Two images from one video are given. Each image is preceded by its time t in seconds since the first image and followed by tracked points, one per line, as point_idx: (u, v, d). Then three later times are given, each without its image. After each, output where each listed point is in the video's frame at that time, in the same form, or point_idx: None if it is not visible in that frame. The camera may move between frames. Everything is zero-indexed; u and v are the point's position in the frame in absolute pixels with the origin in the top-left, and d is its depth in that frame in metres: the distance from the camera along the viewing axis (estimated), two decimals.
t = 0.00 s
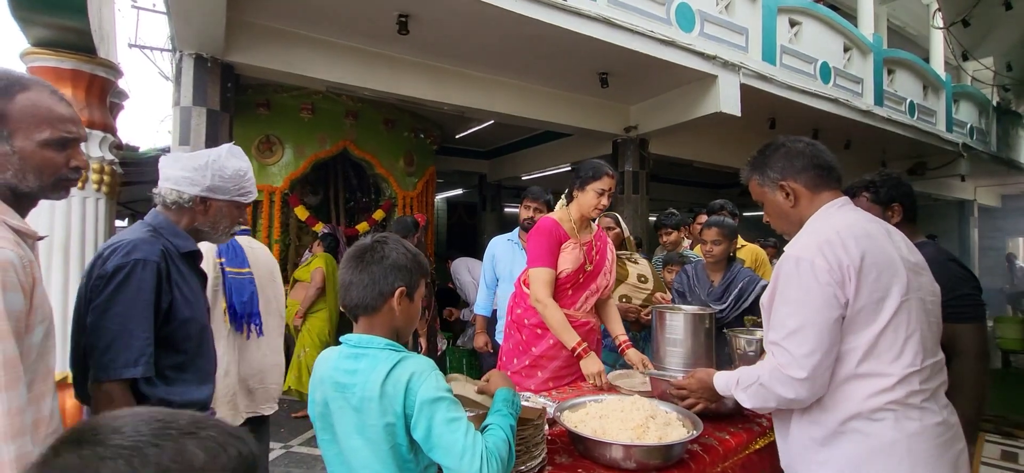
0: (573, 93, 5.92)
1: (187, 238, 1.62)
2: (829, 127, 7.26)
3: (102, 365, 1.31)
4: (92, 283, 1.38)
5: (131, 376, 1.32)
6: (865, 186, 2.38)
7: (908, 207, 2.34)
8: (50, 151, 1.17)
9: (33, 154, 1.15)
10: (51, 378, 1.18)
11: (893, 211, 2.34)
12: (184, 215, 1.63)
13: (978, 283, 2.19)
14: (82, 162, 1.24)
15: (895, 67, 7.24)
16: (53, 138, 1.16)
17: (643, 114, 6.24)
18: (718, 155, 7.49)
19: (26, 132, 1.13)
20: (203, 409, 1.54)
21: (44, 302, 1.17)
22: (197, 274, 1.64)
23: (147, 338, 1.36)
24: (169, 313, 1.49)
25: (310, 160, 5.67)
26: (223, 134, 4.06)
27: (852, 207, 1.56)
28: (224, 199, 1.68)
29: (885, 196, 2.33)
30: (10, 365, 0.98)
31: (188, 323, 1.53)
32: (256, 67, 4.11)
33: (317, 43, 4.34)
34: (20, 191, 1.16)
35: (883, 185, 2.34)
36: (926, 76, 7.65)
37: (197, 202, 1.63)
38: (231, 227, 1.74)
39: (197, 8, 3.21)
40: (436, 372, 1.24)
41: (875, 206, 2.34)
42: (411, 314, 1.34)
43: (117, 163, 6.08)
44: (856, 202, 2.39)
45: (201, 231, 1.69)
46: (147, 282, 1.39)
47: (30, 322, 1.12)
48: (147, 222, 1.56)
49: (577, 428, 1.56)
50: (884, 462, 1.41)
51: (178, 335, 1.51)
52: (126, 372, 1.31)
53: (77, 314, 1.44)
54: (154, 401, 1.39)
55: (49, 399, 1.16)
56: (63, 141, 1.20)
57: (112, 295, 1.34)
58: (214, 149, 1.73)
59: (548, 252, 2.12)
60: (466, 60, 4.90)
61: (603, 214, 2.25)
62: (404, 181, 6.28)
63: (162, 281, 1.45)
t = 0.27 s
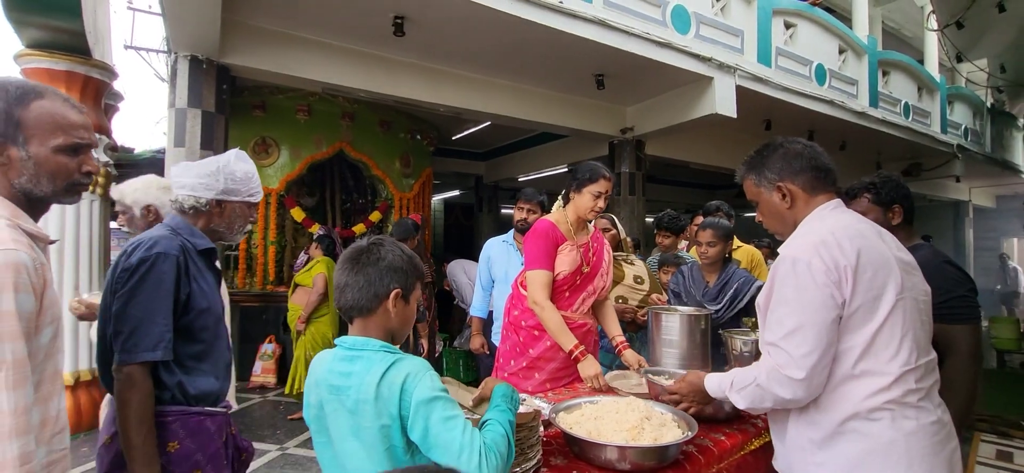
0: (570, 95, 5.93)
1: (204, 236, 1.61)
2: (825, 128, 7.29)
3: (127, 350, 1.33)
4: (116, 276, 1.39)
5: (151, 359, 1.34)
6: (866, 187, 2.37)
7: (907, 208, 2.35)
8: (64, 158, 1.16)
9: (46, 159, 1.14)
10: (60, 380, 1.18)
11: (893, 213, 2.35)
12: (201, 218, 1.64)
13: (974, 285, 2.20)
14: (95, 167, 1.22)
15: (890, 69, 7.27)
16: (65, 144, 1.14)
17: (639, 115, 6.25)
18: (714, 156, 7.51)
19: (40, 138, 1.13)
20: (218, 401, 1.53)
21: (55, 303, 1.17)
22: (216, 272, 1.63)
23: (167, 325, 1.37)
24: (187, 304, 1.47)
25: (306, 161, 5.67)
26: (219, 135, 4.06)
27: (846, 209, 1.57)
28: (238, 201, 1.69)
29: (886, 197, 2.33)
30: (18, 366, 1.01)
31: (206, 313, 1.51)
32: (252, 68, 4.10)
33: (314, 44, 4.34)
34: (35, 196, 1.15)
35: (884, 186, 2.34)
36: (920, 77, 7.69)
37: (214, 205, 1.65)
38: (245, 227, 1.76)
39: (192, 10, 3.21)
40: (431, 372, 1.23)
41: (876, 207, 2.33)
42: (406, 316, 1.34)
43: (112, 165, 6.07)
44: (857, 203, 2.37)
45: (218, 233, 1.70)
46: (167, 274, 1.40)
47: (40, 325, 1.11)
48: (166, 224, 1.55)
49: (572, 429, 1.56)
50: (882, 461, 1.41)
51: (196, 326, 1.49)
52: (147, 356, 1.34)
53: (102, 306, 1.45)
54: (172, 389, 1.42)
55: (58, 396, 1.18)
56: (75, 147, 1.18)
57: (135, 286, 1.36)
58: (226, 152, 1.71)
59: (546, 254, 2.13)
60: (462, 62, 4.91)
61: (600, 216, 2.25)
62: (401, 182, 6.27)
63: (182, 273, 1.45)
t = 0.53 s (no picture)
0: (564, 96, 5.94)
1: (209, 237, 1.65)
2: (817, 130, 7.33)
3: (127, 341, 1.37)
4: (121, 273, 1.44)
5: (150, 351, 1.37)
6: (862, 189, 2.35)
7: (899, 210, 2.35)
8: (69, 165, 1.20)
9: (53, 168, 1.19)
10: (73, 375, 1.20)
11: (887, 215, 2.34)
12: (205, 220, 1.66)
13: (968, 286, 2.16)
14: (99, 175, 1.27)
15: (882, 71, 7.31)
16: (71, 153, 1.19)
17: (633, 117, 6.26)
18: (708, 157, 7.54)
19: (47, 146, 1.18)
20: (214, 397, 1.55)
21: (67, 300, 1.19)
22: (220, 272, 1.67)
23: (167, 318, 1.41)
24: (187, 301, 1.51)
25: (300, 163, 5.65)
26: (211, 137, 4.04)
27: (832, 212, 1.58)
28: (243, 205, 1.69)
29: (880, 199, 2.32)
30: (30, 358, 1.04)
31: (206, 310, 1.54)
32: (244, 69, 4.09)
33: (307, 45, 4.33)
34: (45, 201, 1.20)
35: (878, 188, 2.33)
36: (912, 79, 7.74)
37: (219, 208, 1.66)
38: (250, 230, 1.77)
39: (184, 11, 3.20)
40: (420, 371, 1.23)
41: (869, 209, 2.33)
42: (395, 318, 1.33)
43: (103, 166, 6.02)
44: (851, 205, 2.37)
45: (224, 236, 1.72)
46: (170, 270, 1.44)
47: (51, 320, 1.14)
48: (175, 225, 1.60)
49: (563, 431, 1.56)
50: (872, 460, 1.42)
51: (196, 322, 1.52)
52: (147, 347, 1.37)
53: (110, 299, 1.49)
54: (170, 383, 1.45)
55: (75, 389, 1.21)
56: (81, 156, 1.23)
57: (137, 281, 1.40)
58: (229, 161, 1.71)
59: (539, 256, 2.12)
60: (456, 63, 4.91)
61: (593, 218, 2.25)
62: (395, 184, 6.26)
63: (183, 270, 1.49)
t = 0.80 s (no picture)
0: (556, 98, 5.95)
1: (215, 240, 1.64)
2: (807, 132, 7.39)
3: (138, 345, 1.37)
4: (132, 274, 1.44)
5: (161, 355, 1.37)
6: (851, 191, 2.34)
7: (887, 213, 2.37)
8: (80, 169, 1.27)
9: (65, 173, 1.26)
10: (89, 364, 1.28)
11: (876, 216, 2.36)
12: (210, 223, 1.65)
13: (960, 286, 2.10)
14: (109, 178, 1.33)
15: (870, 74, 7.39)
16: (81, 157, 1.26)
17: (625, 119, 6.29)
18: (699, 159, 7.58)
19: (59, 152, 1.25)
20: (219, 400, 1.55)
21: (79, 297, 1.26)
22: (225, 275, 1.66)
23: (177, 321, 1.40)
24: (196, 305, 1.51)
25: (290, 164, 5.62)
26: (200, 138, 4.01)
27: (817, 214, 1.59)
28: (245, 208, 1.68)
29: (870, 201, 2.33)
30: (39, 348, 1.10)
31: (213, 313, 1.54)
32: (234, 70, 4.06)
33: (297, 46, 4.31)
34: (59, 203, 1.27)
35: (867, 190, 2.33)
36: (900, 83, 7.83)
37: (221, 211, 1.65)
38: (253, 232, 1.74)
39: (173, 11, 3.18)
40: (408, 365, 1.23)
41: (859, 211, 2.32)
42: (384, 320, 1.32)
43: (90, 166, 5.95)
44: (840, 207, 2.36)
45: (227, 238, 1.70)
46: (179, 274, 1.43)
47: (63, 313, 1.21)
48: (180, 228, 1.58)
49: (554, 434, 1.56)
50: (859, 459, 1.43)
51: (203, 326, 1.52)
52: (158, 351, 1.36)
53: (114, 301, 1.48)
54: (178, 387, 1.44)
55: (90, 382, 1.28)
56: (91, 160, 1.29)
57: (148, 285, 1.40)
58: (232, 162, 1.69)
59: (530, 259, 2.13)
60: (448, 65, 4.90)
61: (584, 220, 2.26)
62: (387, 185, 6.24)
63: (192, 274, 1.48)
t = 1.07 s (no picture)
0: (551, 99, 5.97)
1: (225, 243, 1.64)
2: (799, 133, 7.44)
3: (159, 356, 1.38)
4: (146, 287, 1.44)
5: (183, 366, 1.38)
6: (847, 188, 2.27)
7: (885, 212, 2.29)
8: (98, 174, 1.36)
9: (85, 176, 1.35)
10: (101, 360, 1.38)
11: (872, 215, 2.28)
12: (213, 222, 1.64)
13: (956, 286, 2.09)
14: (125, 182, 1.42)
15: (861, 76, 7.44)
16: (99, 163, 1.35)
17: (619, 120, 6.30)
18: (693, 160, 7.61)
19: (79, 158, 1.34)
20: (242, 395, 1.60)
21: (92, 296, 1.35)
22: (238, 276, 1.67)
23: (197, 331, 1.42)
24: (213, 312, 1.52)
25: (284, 164, 5.60)
26: (192, 138, 3.98)
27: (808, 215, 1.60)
28: (247, 207, 1.66)
29: (866, 200, 2.25)
30: (53, 341, 1.20)
31: (230, 317, 1.56)
32: (227, 70, 4.04)
33: (291, 46, 4.29)
34: (77, 205, 1.36)
35: (864, 188, 2.26)
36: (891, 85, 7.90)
37: (224, 210, 1.64)
38: (258, 233, 1.73)
39: (165, 11, 3.16)
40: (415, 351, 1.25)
41: (854, 209, 2.26)
42: (383, 317, 1.33)
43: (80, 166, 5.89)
44: (836, 204, 2.30)
45: (230, 237, 1.69)
46: (196, 284, 1.44)
47: (77, 310, 1.30)
48: (188, 229, 1.58)
49: (547, 434, 1.56)
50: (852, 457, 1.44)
51: (222, 330, 1.55)
52: (179, 363, 1.38)
53: (132, 309, 1.49)
54: (202, 390, 1.48)
55: (97, 377, 1.37)
56: (109, 165, 1.38)
57: (165, 296, 1.40)
58: (240, 158, 1.68)
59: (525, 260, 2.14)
60: (443, 65, 4.90)
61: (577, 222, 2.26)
62: (381, 186, 6.23)
63: (208, 282, 1.50)
